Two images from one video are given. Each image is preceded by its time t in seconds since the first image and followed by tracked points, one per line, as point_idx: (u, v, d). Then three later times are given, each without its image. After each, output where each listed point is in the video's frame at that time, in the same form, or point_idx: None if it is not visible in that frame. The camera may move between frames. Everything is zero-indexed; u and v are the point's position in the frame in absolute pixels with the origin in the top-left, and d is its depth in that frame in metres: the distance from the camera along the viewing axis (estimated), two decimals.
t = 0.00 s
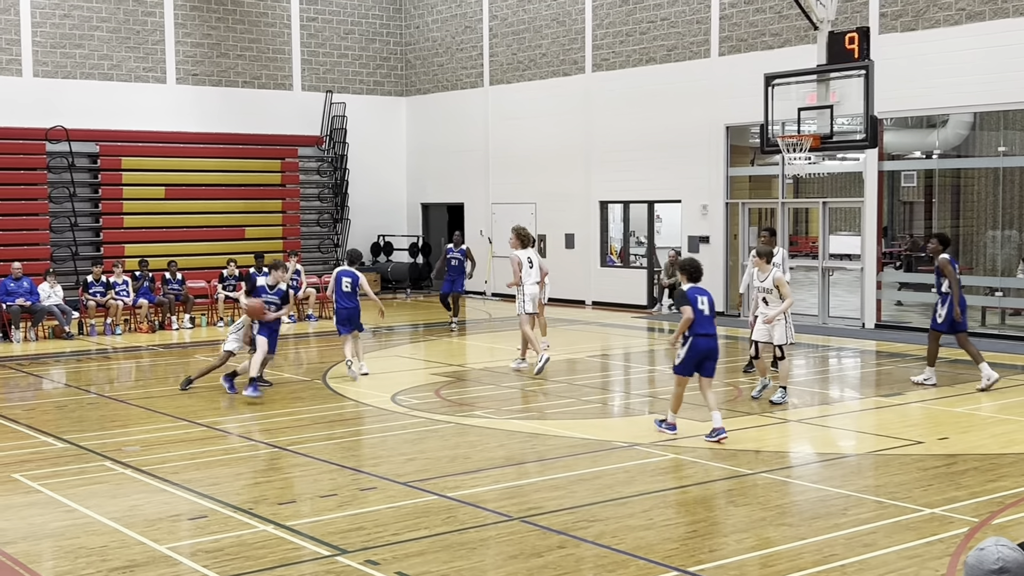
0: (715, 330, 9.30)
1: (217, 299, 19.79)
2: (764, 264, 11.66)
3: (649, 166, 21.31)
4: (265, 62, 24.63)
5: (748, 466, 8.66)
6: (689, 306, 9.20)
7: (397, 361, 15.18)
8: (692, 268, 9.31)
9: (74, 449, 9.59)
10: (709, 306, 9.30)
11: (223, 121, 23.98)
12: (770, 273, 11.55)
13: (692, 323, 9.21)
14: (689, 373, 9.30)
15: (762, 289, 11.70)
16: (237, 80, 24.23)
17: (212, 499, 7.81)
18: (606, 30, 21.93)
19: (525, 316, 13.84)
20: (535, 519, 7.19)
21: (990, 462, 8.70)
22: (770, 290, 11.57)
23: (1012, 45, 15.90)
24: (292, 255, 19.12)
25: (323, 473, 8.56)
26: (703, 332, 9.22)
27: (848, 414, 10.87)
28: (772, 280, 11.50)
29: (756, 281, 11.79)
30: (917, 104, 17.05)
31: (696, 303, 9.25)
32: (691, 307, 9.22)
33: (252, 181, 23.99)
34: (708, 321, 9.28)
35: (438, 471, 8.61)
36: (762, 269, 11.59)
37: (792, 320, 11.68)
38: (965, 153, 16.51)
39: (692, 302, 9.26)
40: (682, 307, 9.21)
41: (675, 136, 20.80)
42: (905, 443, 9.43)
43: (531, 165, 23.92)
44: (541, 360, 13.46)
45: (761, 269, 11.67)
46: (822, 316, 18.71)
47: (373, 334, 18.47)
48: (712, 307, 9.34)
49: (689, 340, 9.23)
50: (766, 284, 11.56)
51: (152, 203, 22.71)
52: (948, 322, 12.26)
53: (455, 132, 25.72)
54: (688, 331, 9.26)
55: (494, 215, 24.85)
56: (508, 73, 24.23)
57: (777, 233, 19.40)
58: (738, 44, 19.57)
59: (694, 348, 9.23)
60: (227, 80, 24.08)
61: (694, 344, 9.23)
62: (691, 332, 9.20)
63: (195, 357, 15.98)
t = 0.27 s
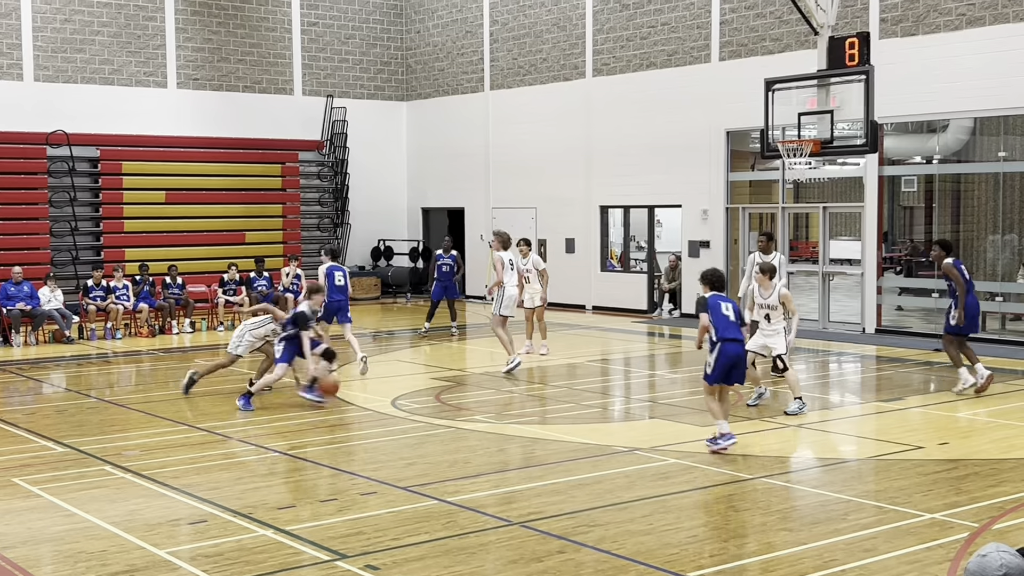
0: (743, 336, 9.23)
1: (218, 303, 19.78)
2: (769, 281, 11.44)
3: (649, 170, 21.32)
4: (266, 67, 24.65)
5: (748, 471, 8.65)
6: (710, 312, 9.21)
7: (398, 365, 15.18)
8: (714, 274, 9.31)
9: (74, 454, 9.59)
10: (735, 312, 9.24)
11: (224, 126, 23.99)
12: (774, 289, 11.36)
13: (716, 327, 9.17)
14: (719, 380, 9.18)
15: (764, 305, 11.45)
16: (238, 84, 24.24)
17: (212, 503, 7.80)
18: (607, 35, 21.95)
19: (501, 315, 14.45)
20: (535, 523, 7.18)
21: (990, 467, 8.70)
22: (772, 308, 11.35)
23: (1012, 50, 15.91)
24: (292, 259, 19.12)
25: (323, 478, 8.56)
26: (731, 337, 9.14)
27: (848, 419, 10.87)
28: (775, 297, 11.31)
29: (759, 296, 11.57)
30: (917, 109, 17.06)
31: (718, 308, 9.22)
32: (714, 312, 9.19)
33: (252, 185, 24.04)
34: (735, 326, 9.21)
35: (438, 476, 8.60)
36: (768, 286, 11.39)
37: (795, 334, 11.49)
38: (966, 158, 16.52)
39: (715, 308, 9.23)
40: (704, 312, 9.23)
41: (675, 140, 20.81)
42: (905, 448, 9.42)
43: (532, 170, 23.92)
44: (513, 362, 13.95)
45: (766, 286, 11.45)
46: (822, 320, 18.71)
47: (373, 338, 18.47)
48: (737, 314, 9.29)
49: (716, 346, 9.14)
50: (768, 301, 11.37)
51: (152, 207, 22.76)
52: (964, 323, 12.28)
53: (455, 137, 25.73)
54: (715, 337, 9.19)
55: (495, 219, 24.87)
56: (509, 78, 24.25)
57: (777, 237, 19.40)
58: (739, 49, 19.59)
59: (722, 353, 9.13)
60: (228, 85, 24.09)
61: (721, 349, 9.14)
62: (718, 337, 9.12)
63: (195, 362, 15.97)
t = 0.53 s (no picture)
0: (760, 352, 8.82)
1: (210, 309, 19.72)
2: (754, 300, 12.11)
3: (642, 177, 21.35)
4: (260, 73, 24.64)
5: (741, 478, 8.65)
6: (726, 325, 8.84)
7: (391, 372, 15.16)
8: (734, 286, 8.95)
9: (65, 460, 9.55)
10: (753, 326, 8.86)
11: (217, 132, 23.97)
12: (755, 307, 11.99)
13: (732, 342, 8.78)
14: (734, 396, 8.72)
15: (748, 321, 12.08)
16: (232, 90, 24.22)
17: (203, 510, 7.78)
18: (600, 42, 21.99)
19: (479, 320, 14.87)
20: (527, 531, 7.17)
21: (982, 475, 8.71)
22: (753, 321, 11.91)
23: (1004, 59, 15.97)
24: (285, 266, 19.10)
25: (315, 485, 8.54)
26: (748, 351, 8.74)
27: (841, 426, 10.87)
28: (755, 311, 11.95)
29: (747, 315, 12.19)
30: (910, 117, 17.12)
31: (735, 321, 8.84)
32: (730, 326, 8.82)
33: (245, 191, 24.01)
34: (753, 341, 8.81)
35: (431, 483, 8.59)
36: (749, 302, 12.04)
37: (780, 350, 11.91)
38: (958, 165, 16.56)
39: (731, 322, 8.85)
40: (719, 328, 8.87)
41: (668, 147, 20.85)
42: (898, 456, 9.43)
43: (526, 176, 23.94)
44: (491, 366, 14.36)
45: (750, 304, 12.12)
46: (815, 327, 18.73)
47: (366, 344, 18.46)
48: (756, 329, 8.90)
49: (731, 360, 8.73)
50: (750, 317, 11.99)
51: (145, 213, 22.71)
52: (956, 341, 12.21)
53: (449, 144, 25.74)
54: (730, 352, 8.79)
55: (488, 226, 24.87)
56: (503, 85, 24.27)
57: (770, 244, 19.44)
58: (732, 56, 19.64)
59: (737, 368, 8.71)
60: (222, 91, 24.07)
61: (737, 364, 8.72)
62: (734, 351, 8.71)
63: (187, 368, 15.94)
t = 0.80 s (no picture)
0: (772, 356, 8.75)
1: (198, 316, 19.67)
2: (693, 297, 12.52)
3: (631, 186, 21.40)
4: (249, 80, 24.62)
5: (728, 487, 8.67)
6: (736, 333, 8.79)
7: (379, 380, 15.14)
8: (742, 293, 8.92)
9: (51, 468, 9.51)
10: (763, 330, 8.80)
11: (206, 139, 23.95)
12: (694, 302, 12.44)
13: (741, 348, 8.74)
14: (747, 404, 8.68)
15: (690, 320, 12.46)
16: (221, 97, 24.20)
17: (188, 518, 7.75)
18: (589, 51, 22.05)
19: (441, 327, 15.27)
20: (514, 539, 7.17)
21: (968, 484, 8.74)
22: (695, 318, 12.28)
23: (990, 70, 16.05)
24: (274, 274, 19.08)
25: (301, 493, 8.52)
26: (757, 357, 8.68)
27: (828, 435, 10.90)
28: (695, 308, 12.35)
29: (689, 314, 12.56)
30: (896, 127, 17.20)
31: (745, 328, 8.79)
32: (739, 333, 8.77)
33: (233, 199, 23.99)
34: (763, 347, 8.75)
35: (418, 491, 8.58)
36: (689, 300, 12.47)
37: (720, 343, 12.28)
38: (945, 175, 16.65)
39: (741, 328, 8.79)
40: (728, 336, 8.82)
41: (657, 157, 20.90)
42: (884, 465, 9.46)
43: (514, 185, 23.96)
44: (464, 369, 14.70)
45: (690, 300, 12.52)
46: (803, 336, 18.78)
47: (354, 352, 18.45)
48: (766, 334, 8.83)
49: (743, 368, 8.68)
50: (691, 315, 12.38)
51: (133, 220, 22.63)
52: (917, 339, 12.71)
53: (438, 152, 25.75)
54: (741, 359, 8.75)
55: (477, 234, 24.88)
56: (492, 93, 24.30)
57: (758, 253, 19.49)
58: (720, 66, 19.71)
59: (749, 375, 8.66)
60: (210, 98, 24.05)
61: (748, 371, 8.67)
62: (744, 357, 8.67)
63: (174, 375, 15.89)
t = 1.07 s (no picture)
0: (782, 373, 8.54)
1: (180, 324, 19.59)
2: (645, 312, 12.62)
3: (615, 196, 21.45)
4: (233, 88, 24.57)
5: (710, 496, 8.68)
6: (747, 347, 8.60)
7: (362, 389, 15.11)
8: (753, 306, 8.74)
9: (30, 476, 9.43)
10: (773, 346, 8.59)
11: (189, 146, 23.89)
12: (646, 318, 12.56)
13: (750, 363, 8.56)
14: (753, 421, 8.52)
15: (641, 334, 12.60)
16: (205, 105, 24.14)
17: (168, 527, 7.71)
18: (574, 61, 22.10)
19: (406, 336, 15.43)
20: (496, 549, 7.15)
21: (948, 493, 8.77)
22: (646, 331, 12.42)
23: (972, 82, 16.17)
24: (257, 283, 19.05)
25: (283, 502, 8.48)
26: (766, 373, 8.50)
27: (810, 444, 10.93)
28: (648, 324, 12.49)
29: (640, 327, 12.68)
30: (879, 139, 17.29)
31: (755, 342, 8.59)
32: (749, 347, 8.58)
33: (217, 206, 23.95)
34: (773, 362, 8.54)
35: (400, 500, 8.56)
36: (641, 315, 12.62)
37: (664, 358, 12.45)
38: (927, 186, 16.76)
39: (751, 342, 8.60)
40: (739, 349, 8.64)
41: (641, 166, 20.96)
42: (866, 474, 9.49)
43: (499, 194, 23.97)
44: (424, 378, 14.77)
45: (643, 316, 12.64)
46: (786, 346, 18.83)
47: (337, 361, 18.41)
48: (777, 349, 8.61)
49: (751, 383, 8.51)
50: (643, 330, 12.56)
51: (116, 227, 22.54)
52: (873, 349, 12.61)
53: (422, 160, 25.74)
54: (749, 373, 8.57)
55: (461, 242, 24.88)
56: (476, 102, 24.32)
57: (742, 263, 19.55)
58: (704, 76, 19.78)
59: (755, 390, 8.49)
60: (194, 105, 23.98)
61: (755, 386, 8.50)
62: (751, 373, 8.50)
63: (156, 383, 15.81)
